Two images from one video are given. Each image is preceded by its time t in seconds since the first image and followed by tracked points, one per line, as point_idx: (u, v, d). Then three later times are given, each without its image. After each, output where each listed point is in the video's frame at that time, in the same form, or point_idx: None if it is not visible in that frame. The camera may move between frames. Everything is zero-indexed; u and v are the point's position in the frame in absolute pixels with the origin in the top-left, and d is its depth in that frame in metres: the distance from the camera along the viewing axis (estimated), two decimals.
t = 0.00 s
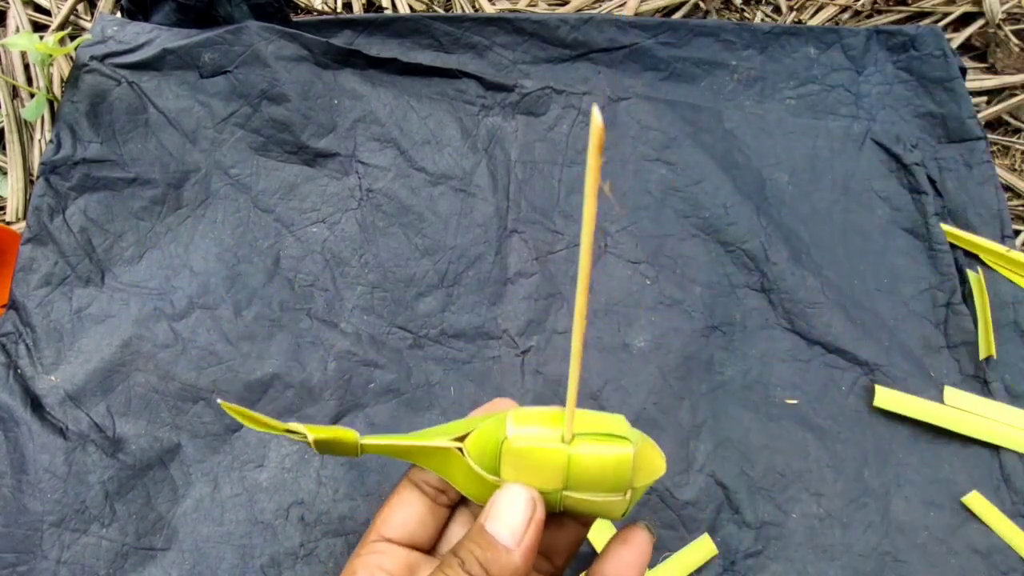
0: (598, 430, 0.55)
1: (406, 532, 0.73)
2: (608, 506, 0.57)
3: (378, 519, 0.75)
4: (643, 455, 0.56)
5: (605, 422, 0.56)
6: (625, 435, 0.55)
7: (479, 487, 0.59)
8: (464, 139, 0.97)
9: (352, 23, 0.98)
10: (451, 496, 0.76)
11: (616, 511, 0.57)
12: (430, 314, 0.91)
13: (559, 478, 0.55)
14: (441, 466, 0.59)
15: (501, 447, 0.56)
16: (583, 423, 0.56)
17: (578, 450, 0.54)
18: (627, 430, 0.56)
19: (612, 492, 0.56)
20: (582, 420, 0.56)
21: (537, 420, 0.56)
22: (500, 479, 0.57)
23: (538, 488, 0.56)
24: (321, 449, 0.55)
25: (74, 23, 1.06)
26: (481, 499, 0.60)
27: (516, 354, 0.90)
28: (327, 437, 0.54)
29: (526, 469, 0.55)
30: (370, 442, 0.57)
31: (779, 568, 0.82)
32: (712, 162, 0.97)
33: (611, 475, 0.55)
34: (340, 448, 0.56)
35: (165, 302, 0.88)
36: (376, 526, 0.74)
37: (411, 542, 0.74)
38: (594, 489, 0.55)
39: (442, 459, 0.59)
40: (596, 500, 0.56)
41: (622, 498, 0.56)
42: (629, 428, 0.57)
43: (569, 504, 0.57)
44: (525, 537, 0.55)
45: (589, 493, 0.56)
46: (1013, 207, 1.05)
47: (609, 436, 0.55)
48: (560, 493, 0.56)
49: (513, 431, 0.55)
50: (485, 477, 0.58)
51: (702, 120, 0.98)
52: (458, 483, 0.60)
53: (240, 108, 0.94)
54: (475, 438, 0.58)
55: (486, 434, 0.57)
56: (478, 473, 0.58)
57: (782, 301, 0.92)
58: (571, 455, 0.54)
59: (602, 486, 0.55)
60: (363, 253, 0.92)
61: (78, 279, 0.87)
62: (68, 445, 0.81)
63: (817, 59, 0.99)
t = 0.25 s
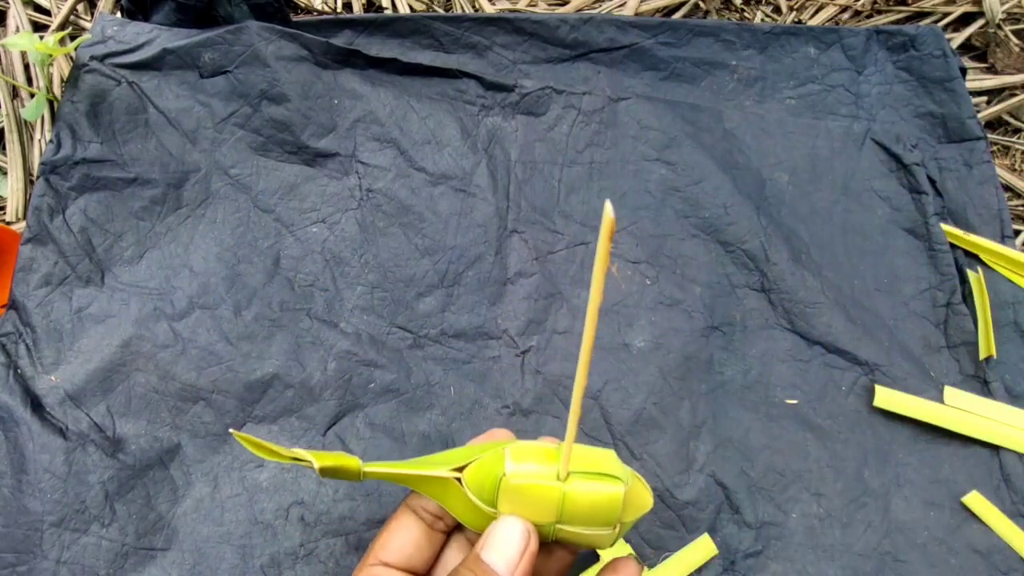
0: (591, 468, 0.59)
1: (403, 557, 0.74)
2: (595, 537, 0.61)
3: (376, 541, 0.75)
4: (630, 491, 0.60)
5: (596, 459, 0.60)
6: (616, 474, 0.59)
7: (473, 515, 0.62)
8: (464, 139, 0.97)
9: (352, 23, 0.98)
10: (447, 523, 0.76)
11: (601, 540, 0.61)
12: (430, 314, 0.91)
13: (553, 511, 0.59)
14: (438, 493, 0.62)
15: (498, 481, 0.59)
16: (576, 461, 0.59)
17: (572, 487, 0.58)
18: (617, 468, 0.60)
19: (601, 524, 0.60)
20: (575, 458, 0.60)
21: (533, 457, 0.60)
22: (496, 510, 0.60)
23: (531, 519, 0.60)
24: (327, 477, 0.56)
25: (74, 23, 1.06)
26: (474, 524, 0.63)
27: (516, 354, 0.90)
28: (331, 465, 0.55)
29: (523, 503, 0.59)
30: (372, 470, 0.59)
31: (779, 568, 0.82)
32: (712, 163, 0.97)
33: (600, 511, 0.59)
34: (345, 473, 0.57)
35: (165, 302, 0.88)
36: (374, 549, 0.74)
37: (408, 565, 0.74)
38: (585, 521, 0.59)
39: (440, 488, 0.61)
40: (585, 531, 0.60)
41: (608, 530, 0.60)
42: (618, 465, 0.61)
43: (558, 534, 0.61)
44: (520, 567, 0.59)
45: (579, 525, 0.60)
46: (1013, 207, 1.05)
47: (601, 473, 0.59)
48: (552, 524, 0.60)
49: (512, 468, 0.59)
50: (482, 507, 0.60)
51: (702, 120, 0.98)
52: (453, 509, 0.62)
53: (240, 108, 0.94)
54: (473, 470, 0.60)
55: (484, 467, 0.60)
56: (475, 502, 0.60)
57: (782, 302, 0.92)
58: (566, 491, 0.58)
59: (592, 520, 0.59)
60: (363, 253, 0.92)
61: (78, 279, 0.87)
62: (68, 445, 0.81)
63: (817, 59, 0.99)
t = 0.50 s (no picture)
0: (564, 468, 0.60)
1: (391, 541, 0.76)
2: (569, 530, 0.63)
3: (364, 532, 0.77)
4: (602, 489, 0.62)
5: (568, 458, 0.61)
6: (587, 474, 0.60)
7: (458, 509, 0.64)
8: (464, 139, 0.97)
9: (352, 23, 0.98)
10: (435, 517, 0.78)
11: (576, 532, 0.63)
12: (430, 314, 0.91)
13: (528, 508, 0.61)
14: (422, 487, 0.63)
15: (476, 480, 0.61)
16: (549, 460, 0.60)
17: (545, 486, 0.60)
18: (588, 467, 0.61)
19: (574, 520, 0.61)
20: (547, 456, 0.61)
21: (510, 457, 0.61)
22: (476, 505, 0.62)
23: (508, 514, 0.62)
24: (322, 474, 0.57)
25: (74, 23, 1.06)
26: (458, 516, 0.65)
27: (516, 354, 0.90)
28: (329, 464, 0.56)
29: (499, 500, 0.61)
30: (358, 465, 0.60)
31: (779, 568, 0.82)
32: (712, 163, 0.97)
33: (572, 506, 0.60)
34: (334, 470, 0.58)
35: (166, 302, 0.88)
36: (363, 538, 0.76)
37: (396, 555, 0.76)
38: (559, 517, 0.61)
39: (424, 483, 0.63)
40: (559, 525, 0.62)
41: (582, 524, 0.62)
42: (590, 464, 0.62)
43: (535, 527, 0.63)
44: (496, 558, 0.61)
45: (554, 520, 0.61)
46: (1013, 208, 1.04)
47: (574, 473, 0.60)
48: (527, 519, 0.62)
49: (490, 468, 0.61)
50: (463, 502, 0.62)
51: (702, 120, 0.98)
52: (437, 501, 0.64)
53: (240, 108, 0.94)
54: (456, 467, 0.61)
55: (464, 465, 0.62)
56: (458, 497, 0.62)
57: (782, 302, 0.92)
58: (539, 490, 0.60)
59: (566, 516, 0.61)
60: (363, 253, 0.92)
61: (78, 279, 0.87)
62: (68, 445, 0.81)
63: (817, 59, 0.99)
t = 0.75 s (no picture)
0: (577, 464, 0.64)
1: (415, 526, 0.76)
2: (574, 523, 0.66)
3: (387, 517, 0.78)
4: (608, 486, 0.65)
5: (580, 456, 0.65)
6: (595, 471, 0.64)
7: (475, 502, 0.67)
8: (464, 139, 0.97)
9: (352, 23, 0.98)
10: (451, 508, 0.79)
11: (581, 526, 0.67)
12: (430, 314, 0.91)
13: (541, 501, 0.64)
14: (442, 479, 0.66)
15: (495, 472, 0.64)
16: (563, 457, 0.64)
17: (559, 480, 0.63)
18: (598, 465, 0.65)
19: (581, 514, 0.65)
20: (562, 455, 0.64)
21: (527, 453, 0.64)
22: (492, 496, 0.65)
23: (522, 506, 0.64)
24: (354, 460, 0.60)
25: (74, 23, 1.06)
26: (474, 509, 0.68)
27: (516, 354, 0.90)
28: (365, 452, 0.59)
29: (515, 492, 0.64)
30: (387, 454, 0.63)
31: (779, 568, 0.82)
32: (712, 163, 0.97)
33: (580, 501, 0.64)
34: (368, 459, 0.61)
35: (165, 302, 0.88)
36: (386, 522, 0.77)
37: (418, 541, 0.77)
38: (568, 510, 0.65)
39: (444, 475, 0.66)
40: (567, 518, 0.65)
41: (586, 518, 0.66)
42: (598, 463, 0.65)
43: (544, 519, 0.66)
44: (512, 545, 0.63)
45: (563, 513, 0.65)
46: (1013, 208, 1.05)
47: (585, 469, 0.64)
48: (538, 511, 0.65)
49: (509, 461, 0.64)
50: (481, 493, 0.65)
51: (702, 120, 0.98)
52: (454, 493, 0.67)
53: (240, 108, 0.94)
54: (478, 460, 0.65)
55: (485, 459, 0.65)
56: (477, 489, 0.65)
57: (782, 301, 0.92)
58: (552, 483, 0.63)
59: (575, 509, 0.64)
60: (363, 253, 0.92)
61: (78, 279, 0.87)
62: (68, 445, 0.81)
63: (817, 59, 0.99)
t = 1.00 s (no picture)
0: (505, 479, 0.68)
1: (369, 546, 0.77)
2: (508, 534, 0.70)
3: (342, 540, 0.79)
4: (533, 499, 0.69)
5: (507, 473, 0.69)
6: (521, 486, 0.68)
7: (423, 519, 0.71)
8: (464, 139, 0.97)
9: (352, 23, 0.98)
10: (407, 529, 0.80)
11: (515, 537, 0.70)
12: (430, 314, 0.91)
13: (473, 514, 0.68)
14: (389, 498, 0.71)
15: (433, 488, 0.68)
16: (492, 474, 0.68)
17: (486, 494, 0.67)
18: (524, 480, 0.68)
19: (512, 526, 0.69)
20: (491, 472, 0.68)
21: (462, 471, 0.68)
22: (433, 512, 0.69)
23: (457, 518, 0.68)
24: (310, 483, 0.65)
25: (74, 23, 1.06)
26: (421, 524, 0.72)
27: (516, 354, 0.90)
28: (319, 476, 0.64)
29: (450, 508, 0.68)
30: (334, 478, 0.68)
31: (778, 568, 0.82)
32: (712, 163, 0.97)
33: (510, 516, 0.68)
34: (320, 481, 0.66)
35: (165, 302, 0.88)
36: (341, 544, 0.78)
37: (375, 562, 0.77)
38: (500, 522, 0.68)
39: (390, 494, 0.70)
40: (501, 529, 0.69)
41: (518, 529, 0.69)
42: (526, 477, 0.69)
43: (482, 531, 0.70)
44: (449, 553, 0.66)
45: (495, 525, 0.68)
46: (1013, 207, 1.05)
47: (513, 484, 0.68)
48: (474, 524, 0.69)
49: (445, 478, 0.68)
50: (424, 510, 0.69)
51: (702, 120, 0.98)
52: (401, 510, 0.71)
53: (240, 108, 0.94)
54: (419, 479, 0.69)
55: (426, 477, 0.69)
56: (420, 506, 0.69)
57: (782, 302, 0.92)
58: (481, 497, 0.67)
59: (504, 521, 0.68)
60: (363, 253, 0.92)
61: (78, 279, 0.87)
62: (68, 445, 0.81)
63: (817, 59, 0.99)
